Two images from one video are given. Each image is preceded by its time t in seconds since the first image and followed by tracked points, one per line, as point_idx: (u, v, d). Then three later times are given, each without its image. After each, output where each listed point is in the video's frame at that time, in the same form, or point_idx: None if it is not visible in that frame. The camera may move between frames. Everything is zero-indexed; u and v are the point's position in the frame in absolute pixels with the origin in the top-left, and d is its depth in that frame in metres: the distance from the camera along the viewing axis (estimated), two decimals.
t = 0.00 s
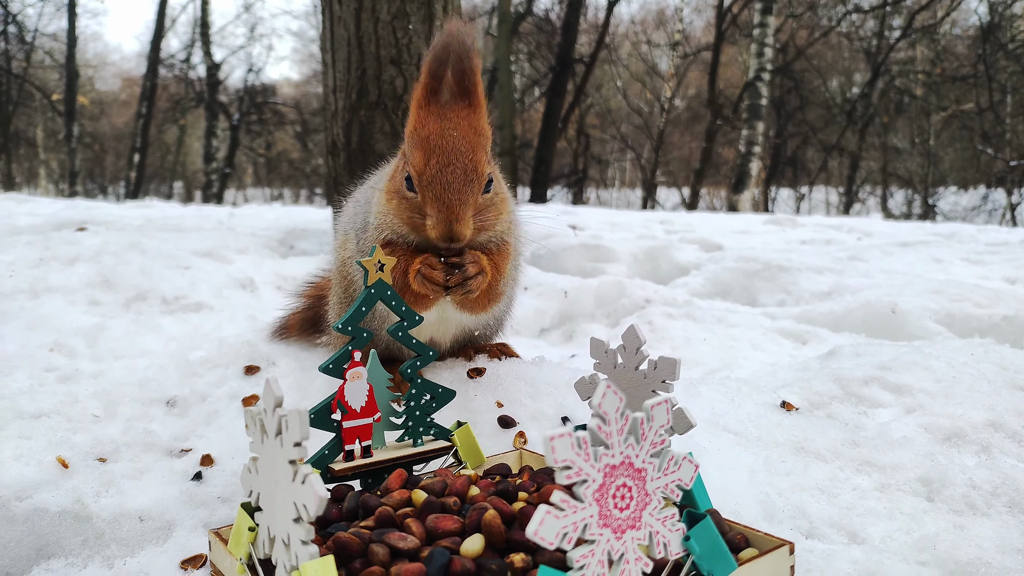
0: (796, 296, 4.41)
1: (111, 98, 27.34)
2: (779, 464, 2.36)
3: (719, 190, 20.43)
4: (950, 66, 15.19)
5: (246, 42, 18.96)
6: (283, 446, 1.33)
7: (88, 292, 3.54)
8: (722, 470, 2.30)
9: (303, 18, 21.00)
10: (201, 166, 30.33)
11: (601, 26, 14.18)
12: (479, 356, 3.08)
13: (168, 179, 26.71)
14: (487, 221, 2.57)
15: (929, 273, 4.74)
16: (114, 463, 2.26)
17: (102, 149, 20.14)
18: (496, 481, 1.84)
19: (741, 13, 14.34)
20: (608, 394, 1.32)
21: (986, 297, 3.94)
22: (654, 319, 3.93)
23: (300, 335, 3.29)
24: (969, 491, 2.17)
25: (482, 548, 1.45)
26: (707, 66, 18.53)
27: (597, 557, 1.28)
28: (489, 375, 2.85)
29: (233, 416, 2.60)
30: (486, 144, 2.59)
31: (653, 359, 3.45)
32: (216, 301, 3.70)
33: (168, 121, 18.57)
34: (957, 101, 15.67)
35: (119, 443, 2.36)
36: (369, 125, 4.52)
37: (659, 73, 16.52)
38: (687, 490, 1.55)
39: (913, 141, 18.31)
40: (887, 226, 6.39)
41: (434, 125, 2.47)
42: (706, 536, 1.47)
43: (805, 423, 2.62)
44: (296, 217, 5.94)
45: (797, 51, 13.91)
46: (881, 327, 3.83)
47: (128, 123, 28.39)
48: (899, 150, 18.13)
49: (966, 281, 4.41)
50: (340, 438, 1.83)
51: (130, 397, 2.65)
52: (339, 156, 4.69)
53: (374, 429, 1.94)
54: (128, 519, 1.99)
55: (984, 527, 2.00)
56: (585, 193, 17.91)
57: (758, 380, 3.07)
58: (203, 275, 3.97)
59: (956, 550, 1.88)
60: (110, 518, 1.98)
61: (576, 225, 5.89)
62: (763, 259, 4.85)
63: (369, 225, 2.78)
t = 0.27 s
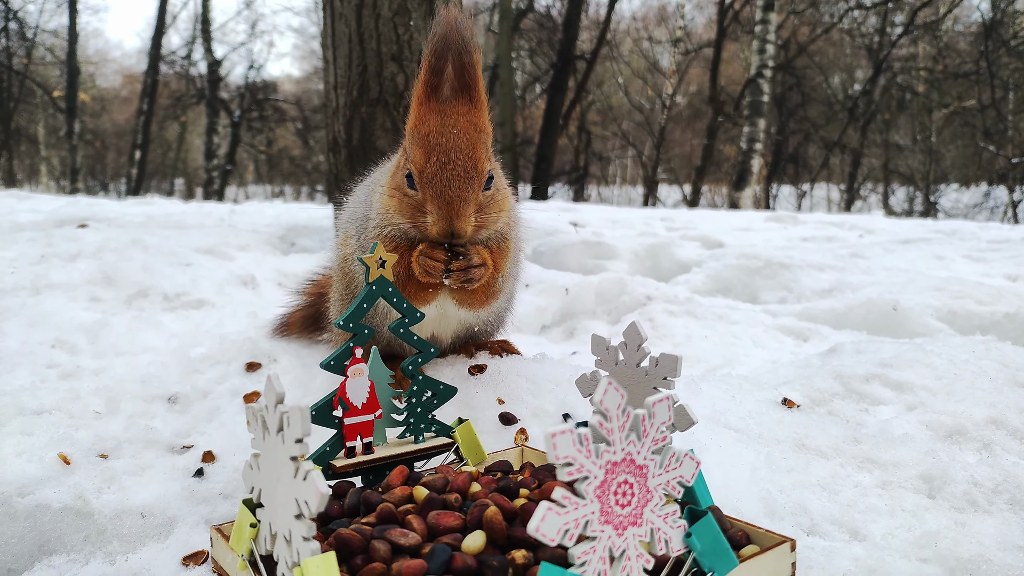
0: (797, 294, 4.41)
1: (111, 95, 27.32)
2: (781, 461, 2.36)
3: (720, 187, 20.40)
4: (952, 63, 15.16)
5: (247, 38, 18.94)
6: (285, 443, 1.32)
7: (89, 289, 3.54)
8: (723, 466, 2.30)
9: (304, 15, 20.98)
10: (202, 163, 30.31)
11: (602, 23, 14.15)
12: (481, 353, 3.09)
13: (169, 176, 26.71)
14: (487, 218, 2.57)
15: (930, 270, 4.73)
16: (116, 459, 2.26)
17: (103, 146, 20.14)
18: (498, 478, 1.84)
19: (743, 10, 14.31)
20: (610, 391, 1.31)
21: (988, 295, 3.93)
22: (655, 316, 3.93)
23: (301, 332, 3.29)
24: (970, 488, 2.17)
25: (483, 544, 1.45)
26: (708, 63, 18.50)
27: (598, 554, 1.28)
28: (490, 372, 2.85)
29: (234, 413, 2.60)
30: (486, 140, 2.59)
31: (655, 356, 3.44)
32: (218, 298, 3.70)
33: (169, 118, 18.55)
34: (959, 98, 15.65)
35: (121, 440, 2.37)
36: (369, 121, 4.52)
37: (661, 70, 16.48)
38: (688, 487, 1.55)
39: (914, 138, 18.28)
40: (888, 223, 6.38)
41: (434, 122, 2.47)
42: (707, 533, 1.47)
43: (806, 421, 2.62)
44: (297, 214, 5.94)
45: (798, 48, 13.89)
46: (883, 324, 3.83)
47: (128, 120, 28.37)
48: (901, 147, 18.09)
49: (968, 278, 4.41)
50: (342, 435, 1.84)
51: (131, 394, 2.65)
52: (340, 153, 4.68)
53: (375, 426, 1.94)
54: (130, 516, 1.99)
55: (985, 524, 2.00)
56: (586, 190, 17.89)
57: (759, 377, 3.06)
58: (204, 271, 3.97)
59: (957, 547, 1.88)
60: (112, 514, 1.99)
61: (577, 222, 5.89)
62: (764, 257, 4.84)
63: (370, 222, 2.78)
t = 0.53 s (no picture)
0: (798, 293, 4.40)
1: (112, 94, 27.32)
2: (782, 460, 2.36)
3: (721, 185, 20.37)
4: (954, 62, 15.14)
5: (247, 37, 18.93)
6: (286, 441, 1.32)
7: (90, 288, 3.54)
8: (723, 465, 2.30)
9: (305, 14, 20.96)
10: (203, 162, 30.31)
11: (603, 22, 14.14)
12: (482, 351, 3.09)
13: (169, 175, 26.69)
14: (488, 217, 2.57)
15: (931, 269, 4.73)
16: (117, 458, 2.26)
17: (104, 145, 20.12)
18: (498, 477, 1.84)
19: (744, 8, 14.28)
20: (611, 390, 1.31)
21: (989, 294, 3.93)
22: (655, 315, 3.93)
23: (301, 330, 3.29)
24: (971, 486, 2.17)
25: (484, 543, 1.46)
26: (709, 61, 18.47)
27: (599, 553, 1.28)
28: (490, 371, 2.85)
29: (235, 411, 2.60)
30: (488, 140, 2.58)
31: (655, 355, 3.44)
32: (218, 296, 3.70)
33: (170, 117, 18.54)
34: (960, 97, 15.62)
35: (122, 438, 2.37)
36: (370, 120, 4.51)
37: (662, 69, 16.45)
38: (688, 485, 1.55)
39: (915, 137, 18.23)
40: (889, 222, 6.37)
41: (437, 120, 2.47)
42: (708, 532, 1.46)
43: (807, 420, 2.62)
44: (297, 213, 5.93)
45: (799, 46, 13.85)
46: (884, 323, 3.82)
47: (129, 119, 28.36)
48: (902, 146, 18.06)
49: (969, 277, 4.40)
50: (342, 434, 1.84)
51: (132, 392, 2.65)
52: (341, 152, 4.68)
53: (376, 424, 1.94)
54: (130, 514, 1.99)
55: (986, 523, 2.00)
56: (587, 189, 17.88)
57: (760, 376, 3.06)
58: (205, 270, 3.98)
59: (958, 546, 1.88)
60: (113, 513, 1.99)
61: (578, 221, 5.88)
62: (765, 255, 4.83)
63: (370, 220, 2.78)
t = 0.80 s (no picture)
0: (799, 292, 4.40)
1: (113, 93, 27.35)
2: (782, 459, 2.36)
3: (721, 185, 20.36)
4: (954, 62, 15.14)
5: (248, 37, 18.93)
6: (286, 441, 1.32)
7: (91, 288, 3.55)
8: (724, 465, 2.30)
9: (306, 14, 20.96)
10: (203, 162, 30.34)
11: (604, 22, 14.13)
12: (482, 351, 3.09)
13: (170, 174, 26.68)
14: (488, 217, 2.56)
15: (932, 269, 4.73)
16: (117, 458, 2.26)
17: (105, 145, 20.12)
18: (499, 476, 1.83)
19: (745, 8, 14.27)
20: (612, 390, 1.31)
21: (990, 293, 3.93)
22: (655, 315, 3.93)
23: (302, 330, 3.30)
24: (971, 486, 2.17)
25: (484, 543, 1.46)
26: (710, 61, 18.46)
27: (600, 553, 1.28)
28: (491, 370, 2.85)
29: (236, 411, 2.60)
30: (489, 140, 2.58)
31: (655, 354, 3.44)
32: (219, 296, 3.70)
33: (171, 117, 18.55)
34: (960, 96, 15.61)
35: (122, 438, 2.37)
36: (371, 120, 4.51)
37: (662, 68, 16.45)
38: (689, 484, 1.55)
39: (916, 136, 18.22)
40: (889, 221, 6.37)
41: (437, 120, 2.47)
42: (709, 531, 1.46)
43: (808, 420, 2.62)
44: (298, 213, 5.94)
45: (800, 46, 13.83)
46: (884, 323, 3.82)
47: (130, 119, 28.36)
48: (902, 146, 18.04)
49: (970, 277, 4.40)
50: (342, 434, 1.84)
51: (133, 392, 2.65)
52: (342, 152, 4.67)
53: (376, 424, 1.94)
54: (131, 514, 1.99)
55: (987, 523, 1.99)
56: (587, 189, 17.88)
57: (760, 376, 3.06)
58: (205, 270, 3.98)
59: (959, 546, 1.88)
60: (113, 513, 1.99)
61: (578, 221, 5.88)
62: (766, 255, 4.83)
63: (371, 219, 2.78)
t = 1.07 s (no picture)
0: (799, 293, 4.40)
1: (113, 94, 27.37)
2: (781, 460, 2.36)
3: (721, 185, 20.36)
4: (954, 62, 15.15)
5: (248, 37, 18.95)
6: (286, 442, 1.32)
7: (91, 288, 3.55)
8: (723, 466, 2.30)
9: (306, 14, 20.98)
10: (203, 162, 30.37)
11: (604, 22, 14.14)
12: (482, 352, 3.09)
13: (170, 174, 26.66)
14: (488, 217, 2.56)
15: (932, 269, 4.73)
16: (117, 459, 2.26)
17: (104, 145, 20.11)
18: (498, 477, 1.84)
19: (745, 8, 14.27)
20: (611, 390, 1.31)
21: (990, 294, 3.93)
22: (656, 315, 3.93)
23: (302, 330, 3.30)
24: (971, 487, 2.17)
25: (484, 543, 1.46)
26: (710, 61, 18.47)
27: (599, 553, 1.28)
28: (491, 371, 2.86)
29: (236, 412, 2.60)
30: (489, 139, 2.58)
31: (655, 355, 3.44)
32: (219, 297, 3.70)
33: (171, 117, 18.55)
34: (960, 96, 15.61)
35: (122, 439, 2.37)
36: (371, 120, 4.52)
37: (662, 69, 16.45)
38: (688, 485, 1.55)
39: (916, 136, 18.21)
40: (889, 222, 6.36)
41: (436, 120, 2.47)
42: (708, 532, 1.46)
43: (808, 420, 2.62)
44: (298, 213, 5.94)
45: (800, 46, 13.83)
46: (884, 323, 3.82)
47: (130, 119, 28.35)
48: (902, 146, 18.05)
49: (970, 277, 4.40)
50: (342, 434, 1.83)
51: (132, 393, 2.65)
52: (342, 152, 4.67)
53: (376, 425, 1.94)
54: (131, 515, 1.99)
55: (986, 523, 2.00)
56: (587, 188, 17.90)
57: (761, 376, 3.06)
58: (205, 270, 3.98)
59: (958, 547, 1.88)
60: (113, 514, 1.99)
61: (578, 221, 5.89)
62: (765, 256, 4.83)
63: (371, 219, 2.79)
